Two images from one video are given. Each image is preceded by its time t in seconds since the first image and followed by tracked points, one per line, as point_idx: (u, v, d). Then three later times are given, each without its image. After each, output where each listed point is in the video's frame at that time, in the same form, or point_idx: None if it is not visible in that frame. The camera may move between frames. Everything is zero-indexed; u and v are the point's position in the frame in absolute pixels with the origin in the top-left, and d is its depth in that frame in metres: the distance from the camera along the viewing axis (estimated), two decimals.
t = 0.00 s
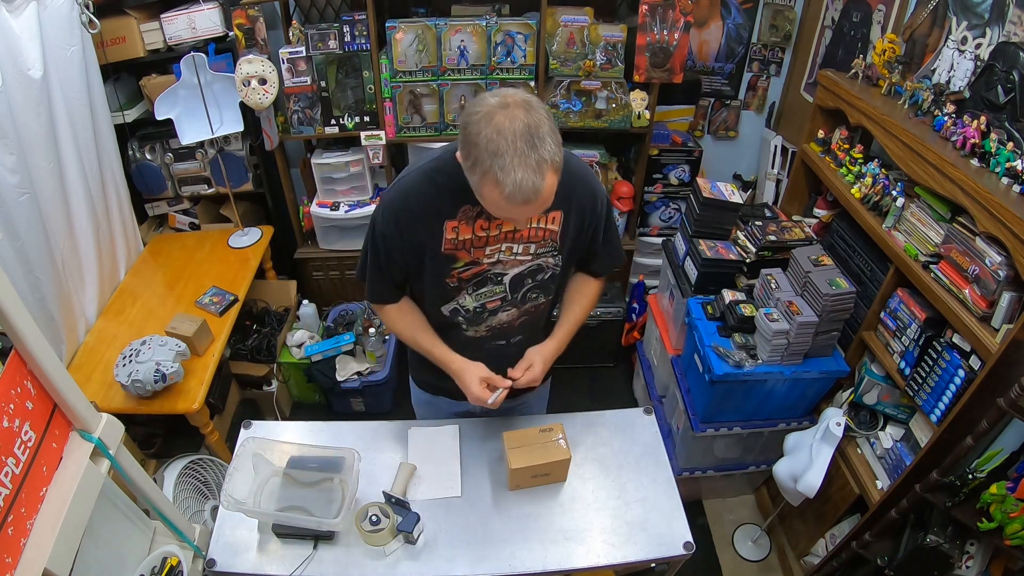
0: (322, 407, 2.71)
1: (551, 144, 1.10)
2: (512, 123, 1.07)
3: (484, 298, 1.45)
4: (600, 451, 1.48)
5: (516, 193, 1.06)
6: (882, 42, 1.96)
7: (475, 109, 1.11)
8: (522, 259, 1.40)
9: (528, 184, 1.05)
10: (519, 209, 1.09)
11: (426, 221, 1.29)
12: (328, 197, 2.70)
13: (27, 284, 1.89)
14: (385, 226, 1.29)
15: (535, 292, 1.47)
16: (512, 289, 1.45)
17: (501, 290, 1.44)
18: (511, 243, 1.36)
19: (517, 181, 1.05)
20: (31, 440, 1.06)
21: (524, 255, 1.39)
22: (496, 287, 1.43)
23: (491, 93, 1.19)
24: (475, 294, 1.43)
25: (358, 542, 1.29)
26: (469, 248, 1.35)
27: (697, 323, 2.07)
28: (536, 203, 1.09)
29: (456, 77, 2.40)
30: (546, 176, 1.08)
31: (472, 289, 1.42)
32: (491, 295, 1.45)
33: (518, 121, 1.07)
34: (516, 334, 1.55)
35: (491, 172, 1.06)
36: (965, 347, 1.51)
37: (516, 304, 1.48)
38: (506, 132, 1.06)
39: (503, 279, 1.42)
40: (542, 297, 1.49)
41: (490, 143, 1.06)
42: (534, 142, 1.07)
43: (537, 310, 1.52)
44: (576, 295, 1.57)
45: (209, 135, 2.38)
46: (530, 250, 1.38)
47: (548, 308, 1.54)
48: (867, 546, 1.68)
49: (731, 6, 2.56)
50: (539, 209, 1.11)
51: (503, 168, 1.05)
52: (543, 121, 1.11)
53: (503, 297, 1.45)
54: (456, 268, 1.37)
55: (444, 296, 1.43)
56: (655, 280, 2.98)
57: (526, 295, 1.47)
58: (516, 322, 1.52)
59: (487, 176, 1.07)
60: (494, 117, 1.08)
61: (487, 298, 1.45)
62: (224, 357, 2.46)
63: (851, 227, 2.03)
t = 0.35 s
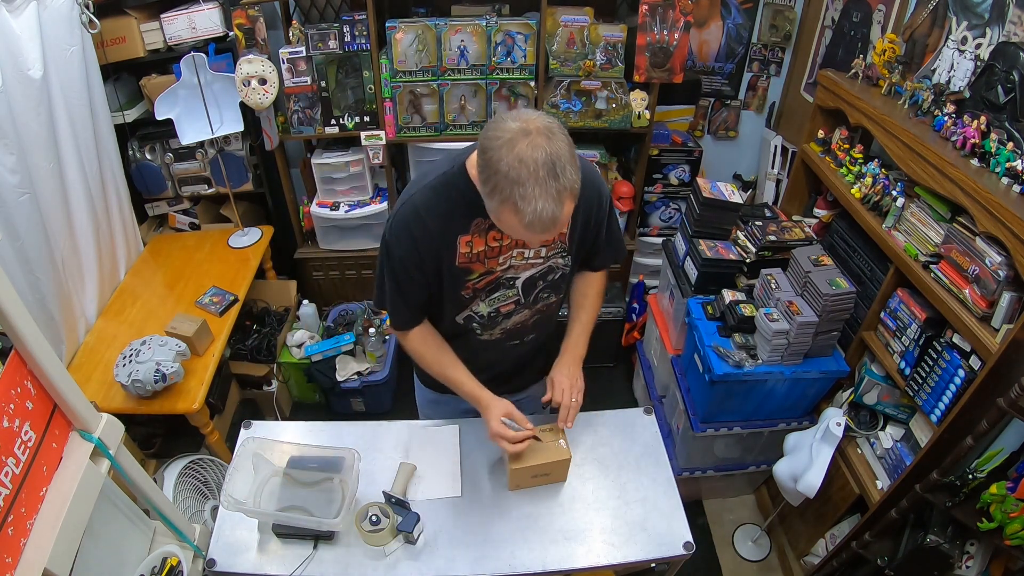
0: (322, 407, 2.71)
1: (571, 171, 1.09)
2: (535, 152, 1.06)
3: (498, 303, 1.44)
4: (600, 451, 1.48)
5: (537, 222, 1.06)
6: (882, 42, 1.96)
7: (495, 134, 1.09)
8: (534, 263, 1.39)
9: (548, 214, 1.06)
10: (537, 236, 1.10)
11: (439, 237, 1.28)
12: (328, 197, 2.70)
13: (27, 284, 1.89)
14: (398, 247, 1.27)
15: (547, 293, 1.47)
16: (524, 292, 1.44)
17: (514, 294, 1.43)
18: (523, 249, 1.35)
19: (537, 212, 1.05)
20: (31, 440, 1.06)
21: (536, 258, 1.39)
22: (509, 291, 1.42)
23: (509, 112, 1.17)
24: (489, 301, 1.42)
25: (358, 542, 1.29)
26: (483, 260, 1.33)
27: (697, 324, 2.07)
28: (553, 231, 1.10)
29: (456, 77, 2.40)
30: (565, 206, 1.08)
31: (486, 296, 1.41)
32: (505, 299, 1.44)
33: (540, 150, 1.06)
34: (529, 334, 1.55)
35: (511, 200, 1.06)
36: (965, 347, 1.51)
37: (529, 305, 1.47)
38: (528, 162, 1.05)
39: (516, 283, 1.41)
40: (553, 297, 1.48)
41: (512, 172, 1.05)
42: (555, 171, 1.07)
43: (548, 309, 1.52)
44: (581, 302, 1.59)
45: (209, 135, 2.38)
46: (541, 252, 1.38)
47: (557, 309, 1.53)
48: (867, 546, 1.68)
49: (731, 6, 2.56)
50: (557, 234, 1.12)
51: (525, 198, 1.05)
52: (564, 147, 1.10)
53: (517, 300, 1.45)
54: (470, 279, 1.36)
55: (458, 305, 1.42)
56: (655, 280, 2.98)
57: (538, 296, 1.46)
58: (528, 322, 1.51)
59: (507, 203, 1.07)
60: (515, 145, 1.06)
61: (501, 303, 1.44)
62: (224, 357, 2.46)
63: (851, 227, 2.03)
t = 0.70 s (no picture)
0: (322, 407, 2.71)
1: (570, 195, 1.10)
2: (535, 178, 1.05)
3: (505, 307, 1.44)
4: (600, 451, 1.48)
5: (537, 247, 1.07)
6: (883, 42, 1.96)
7: (495, 159, 1.08)
8: (538, 265, 1.38)
9: (548, 239, 1.06)
10: (537, 258, 1.11)
11: (444, 253, 1.27)
12: (328, 197, 2.70)
13: (27, 284, 1.89)
14: (403, 266, 1.27)
15: (552, 293, 1.47)
16: (530, 294, 1.44)
17: (520, 298, 1.43)
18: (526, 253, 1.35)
19: (537, 237, 1.05)
20: (31, 440, 1.06)
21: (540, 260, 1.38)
22: (515, 295, 1.42)
23: (507, 133, 1.16)
24: (496, 306, 1.42)
25: (358, 542, 1.29)
26: (489, 271, 1.33)
27: (698, 324, 2.07)
28: (553, 252, 1.11)
29: (456, 77, 2.40)
30: (565, 229, 1.09)
31: (493, 302, 1.41)
32: (511, 303, 1.44)
33: (540, 176, 1.06)
34: (536, 332, 1.55)
35: (511, 225, 1.06)
36: (965, 347, 1.51)
37: (535, 306, 1.47)
38: (528, 189, 1.05)
39: (521, 287, 1.41)
40: (557, 296, 1.49)
41: (512, 199, 1.05)
42: (555, 197, 1.06)
43: (552, 309, 1.52)
44: (580, 304, 1.59)
45: (209, 135, 2.38)
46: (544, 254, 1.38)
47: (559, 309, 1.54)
48: (867, 546, 1.68)
49: (731, 6, 2.56)
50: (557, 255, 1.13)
51: (524, 224, 1.05)
52: (562, 171, 1.09)
53: (523, 303, 1.44)
54: (478, 290, 1.36)
55: (467, 313, 1.42)
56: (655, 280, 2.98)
57: (543, 297, 1.46)
58: (532, 324, 1.52)
59: (507, 228, 1.07)
60: (515, 172, 1.06)
61: (508, 307, 1.44)
62: (224, 357, 2.46)
63: (851, 227, 2.03)
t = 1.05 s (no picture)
0: (323, 407, 2.71)
1: (565, 195, 1.09)
2: (528, 178, 1.05)
3: (502, 308, 1.44)
4: (600, 451, 1.48)
5: (531, 247, 1.06)
6: (883, 42, 1.96)
7: (488, 159, 1.09)
8: (535, 266, 1.38)
9: (542, 238, 1.06)
10: (532, 259, 1.10)
11: (441, 255, 1.28)
12: (328, 197, 2.70)
13: (27, 284, 1.89)
14: (400, 268, 1.27)
15: (549, 293, 1.47)
16: (527, 295, 1.44)
17: (517, 298, 1.43)
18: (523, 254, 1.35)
19: (531, 237, 1.05)
20: (31, 440, 1.06)
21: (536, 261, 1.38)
22: (512, 296, 1.42)
23: (501, 133, 1.16)
24: (493, 306, 1.42)
25: (358, 542, 1.29)
26: (486, 272, 1.33)
27: (697, 324, 2.07)
28: (549, 252, 1.10)
29: (456, 77, 2.40)
30: (560, 229, 1.08)
31: (490, 303, 1.41)
32: (509, 304, 1.44)
33: (534, 176, 1.06)
34: (533, 333, 1.55)
35: (506, 225, 1.06)
36: (965, 347, 1.51)
37: (532, 306, 1.47)
38: (521, 189, 1.05)
39: (518, 288, 1.41)
40: (555, 297, 1.49)
41: (505, 199, 1.05)
42: (549, 197, 1.06)
43: (550, 309, 1.52)
44: (580, 305, 1.59)
45: (209, 135, 2.38)
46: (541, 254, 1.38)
47: (558, 309, 1.54)
48: (867, 546, 1.68)
49: (731, 6, 2.56)
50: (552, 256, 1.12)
51: (518, 225, 1.05)
52: (556, 170, 1.09)
53: (520, 304, 1.44)
54: (475, 291, 1.36)
55: (465, 314, 1.42)
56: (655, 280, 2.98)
57: (540, 297, 1.46)
58: (531, 324, 1.52)
59: (501, 229, 1.07)
60: (509, 172, 1.06)
61: (505, 307, 1.44)
62: (224, 357, 2.46)
63: (851, 227, 2.03)
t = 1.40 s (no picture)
0: (322, 407, 2.71)
1: (557, 172, 1.08)
2: (519, 152, 1.05)
3: (498, 305, 1.44)
4: (600, 451, 1.48)
5: (520, 222, 1.06)
6: (883, 42, 1.96)
7: (481, 134, 1.09)
8: (531, 263, 1.39)
9: (532, 213, 1.05)
10: (524, 236, 1.09)
11: (436, 243, 1.28)
12: (328, 197, 2.70)
13: (27, 284, 1.89)
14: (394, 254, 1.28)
15: (547, 292, 1.47)
16: (524, 292, 1.44)
17: (513, 295, 1.43)
18: (519, 249, 1.36)
19: (520, 212, 1.05)
20: (31, 440, 1.06)
21: (532, 258, 1.39)
22: (508, 293, 1.42)
23: (496, 112, 1.17)
24: (489, 303, 1.42)
25: (358, 542, 1.29)
26: (480, 264, 1.33)
27: (698, 324, 2.07)
28: (540, 230, 1.09)
29: (456, 77, 2.40)
30: (550, 205, 1.07)
31: (485, 299, 1.41)
32: (505, 301, 1.44)
33: (525, 150, 1.06)
34: (531, 332, 1.54)
35: (495, 199, 1.06)
36: (965, 347, 1.51)
37: (529, 305, 1.47)
38: (511, 162, 1.05)
39: (514, 285, 1.41)
40: (553, 295, 1.48)
41: (495, 172, 1.05)
42: (539, 171, 1.06)
43: (548, 308, 1.51)
44: (581, 301, 1.58)
45: (209, 135, 2.38)
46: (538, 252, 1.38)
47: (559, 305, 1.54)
48: (867, 546, 1.68)
49: (731, 6, 2.55)
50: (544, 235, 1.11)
51: (508, 198, 1.05)
52: (548, 147, 1.09)
53: (517, 301, 1.45)
54: (469, 284, 1.36)
55: (459, 310, 1.42)
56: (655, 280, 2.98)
57: (537, 296, 1.46)
58: (529, 322, 1.51)
59: (492, 203, 1.07)
60: (499, 145, 1.06)
61: (501, 305, 1.44)
62: (224, 357, 2.46)
63: (851, 227, 2.03)
